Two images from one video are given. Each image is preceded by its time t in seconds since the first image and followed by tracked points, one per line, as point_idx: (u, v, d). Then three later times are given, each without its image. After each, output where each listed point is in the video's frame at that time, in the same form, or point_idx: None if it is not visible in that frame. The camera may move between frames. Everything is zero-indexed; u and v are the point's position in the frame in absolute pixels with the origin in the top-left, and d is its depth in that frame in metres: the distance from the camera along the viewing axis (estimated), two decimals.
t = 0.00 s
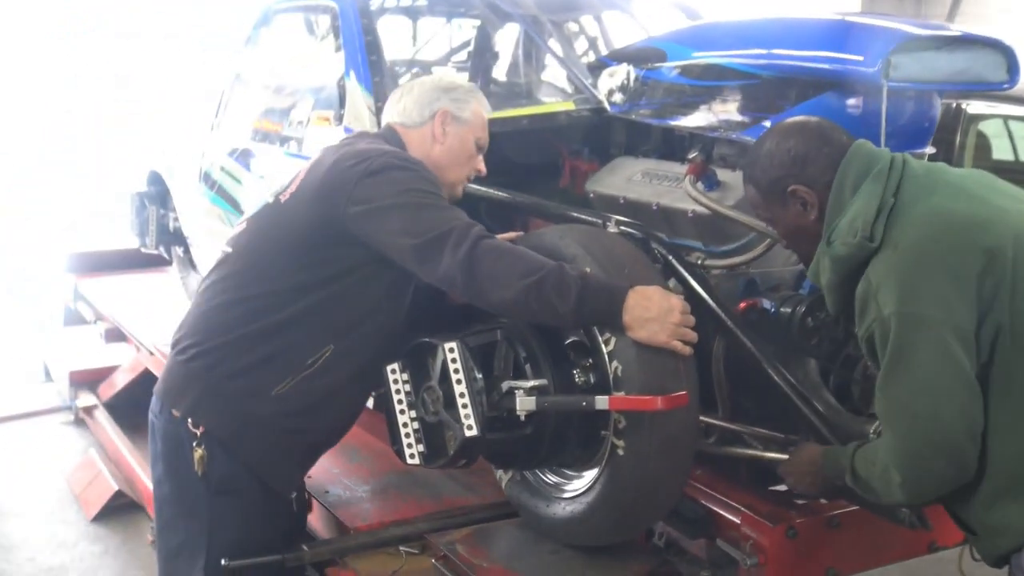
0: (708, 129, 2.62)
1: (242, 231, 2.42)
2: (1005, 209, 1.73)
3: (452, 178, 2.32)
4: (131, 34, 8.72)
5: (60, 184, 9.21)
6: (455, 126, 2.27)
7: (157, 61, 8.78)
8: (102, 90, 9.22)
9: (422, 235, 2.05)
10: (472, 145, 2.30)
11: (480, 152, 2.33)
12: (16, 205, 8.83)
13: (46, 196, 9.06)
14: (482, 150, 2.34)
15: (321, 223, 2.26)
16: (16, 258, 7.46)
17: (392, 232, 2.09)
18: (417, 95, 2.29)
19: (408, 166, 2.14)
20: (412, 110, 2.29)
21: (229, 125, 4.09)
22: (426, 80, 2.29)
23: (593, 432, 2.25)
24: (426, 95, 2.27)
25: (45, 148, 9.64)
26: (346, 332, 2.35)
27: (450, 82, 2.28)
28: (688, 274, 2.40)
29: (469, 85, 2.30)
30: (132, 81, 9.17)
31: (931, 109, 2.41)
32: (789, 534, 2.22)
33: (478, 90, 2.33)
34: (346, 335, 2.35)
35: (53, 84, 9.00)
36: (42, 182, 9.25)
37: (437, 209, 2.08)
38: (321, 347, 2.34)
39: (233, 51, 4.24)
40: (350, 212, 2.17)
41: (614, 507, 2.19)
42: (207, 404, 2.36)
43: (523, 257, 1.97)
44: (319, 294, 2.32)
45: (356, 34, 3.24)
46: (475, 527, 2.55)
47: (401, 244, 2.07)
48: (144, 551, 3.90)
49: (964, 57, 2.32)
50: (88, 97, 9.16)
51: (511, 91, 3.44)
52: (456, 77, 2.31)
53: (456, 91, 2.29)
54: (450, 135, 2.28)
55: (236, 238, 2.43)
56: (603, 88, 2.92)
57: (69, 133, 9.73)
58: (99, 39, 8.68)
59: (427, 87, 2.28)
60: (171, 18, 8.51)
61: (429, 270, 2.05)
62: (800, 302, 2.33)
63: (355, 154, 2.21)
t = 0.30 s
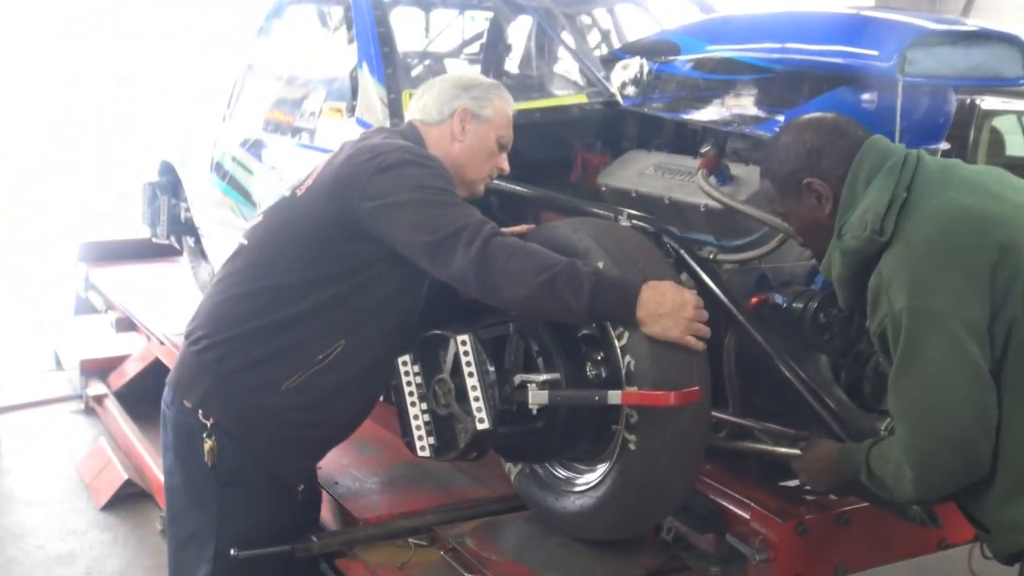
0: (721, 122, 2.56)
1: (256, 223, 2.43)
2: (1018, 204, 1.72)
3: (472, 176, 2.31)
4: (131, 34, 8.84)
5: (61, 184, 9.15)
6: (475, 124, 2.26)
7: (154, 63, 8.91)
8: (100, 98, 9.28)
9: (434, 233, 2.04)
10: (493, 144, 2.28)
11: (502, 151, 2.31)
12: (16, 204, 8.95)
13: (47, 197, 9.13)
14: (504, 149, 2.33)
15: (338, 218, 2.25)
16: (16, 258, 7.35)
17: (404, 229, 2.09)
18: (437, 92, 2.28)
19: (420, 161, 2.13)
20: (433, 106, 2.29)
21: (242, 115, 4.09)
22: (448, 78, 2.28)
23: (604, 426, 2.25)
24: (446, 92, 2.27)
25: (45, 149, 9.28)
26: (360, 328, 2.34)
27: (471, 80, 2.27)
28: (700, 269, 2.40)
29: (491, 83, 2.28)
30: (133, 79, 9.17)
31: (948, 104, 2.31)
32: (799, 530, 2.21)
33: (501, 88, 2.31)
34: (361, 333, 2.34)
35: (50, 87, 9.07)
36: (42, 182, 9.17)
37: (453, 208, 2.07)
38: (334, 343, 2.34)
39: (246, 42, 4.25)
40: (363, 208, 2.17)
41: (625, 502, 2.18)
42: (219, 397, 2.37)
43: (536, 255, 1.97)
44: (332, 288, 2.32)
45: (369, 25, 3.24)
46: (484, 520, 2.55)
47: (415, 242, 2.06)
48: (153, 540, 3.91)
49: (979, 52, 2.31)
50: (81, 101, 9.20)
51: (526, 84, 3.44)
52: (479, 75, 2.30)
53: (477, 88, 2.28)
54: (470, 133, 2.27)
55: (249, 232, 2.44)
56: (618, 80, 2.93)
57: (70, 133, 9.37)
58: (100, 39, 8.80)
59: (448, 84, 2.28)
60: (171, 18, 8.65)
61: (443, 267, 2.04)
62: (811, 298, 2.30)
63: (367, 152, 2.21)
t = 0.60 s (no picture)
0: (733, 118, 2.57)
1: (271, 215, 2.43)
2: None
3: (488, 176, 2.31)
4: (131, 34, 8.87)
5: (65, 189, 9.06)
6: (494, 125, 2.26)
7: (155, 62, 8.96)
8: (99, 98, 9.30)
9: (447, 227, 2.04)
10: (510, 145, 2.28)
11: (518, 152, 2.31)
12: (17, 205, 8.88)
13: (47, 197, 9.08)
14: (521, 150, 2.33)
15: (355, 213, 2.27)
16: (16, 257, 7.31)
17: (418, 223, 2.09)
18: (457, 93, 2.29)
19: (434, 155, 2.13)
20: (452, 106, 2.29)
21: (252, 107, 4.10)
22: (468, 79, 2.29)
23: (613, 421, 2.25)
24: (466, 93, 2.28)
25: (45, 149, 9.20)
26: (370, 323, 2.35)
27: (491, 81, 2.28)
28: (710, 264, 2.38)
29: (511, 85, 2.29)
30: (134, 77, 9.18)
31: (959, 100, 2.27)
32: (807, 527, 2.21)
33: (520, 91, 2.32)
34: (373, 329, 2.35)
35: (51, 86, 9.08)
36: (42, 183, 9.11)
37: (468, 204, 2.07)
38: (347, 338, 2.34)
39: (257, 36, 4.25)
40: (379, 202, 2.18)
41: (633, 497, 2.18)
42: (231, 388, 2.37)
43: (549, 250, 1.97)
44: (347, 282, 2.33)
45: (379, 19, 3.23)
46: (491, 514, 2.55)
47: (428, 236, 2.07)
48: (161, 533, 3.92)
49: (991, 48, 2.34)
50: (83, 99, 9.20)
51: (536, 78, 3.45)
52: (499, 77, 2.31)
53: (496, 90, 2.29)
54: (488, 134, 2.27)
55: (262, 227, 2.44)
56: (628, 76, 2.92)
57: (70, 133, 9.33)
58: (100, 39, 8.83)
59: (469, 85, 2.29)
60: (170, 18, 8.74)
61: (454, 261, 2.04)
62: (821, 295, 2.29)
63: (381, 148, 2.22)
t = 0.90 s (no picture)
0: (742, 115, 2.58)
1: (279, 214, 2.44)
2: None
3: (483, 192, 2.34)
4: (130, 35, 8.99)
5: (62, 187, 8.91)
6: (514, 160, 2.27)
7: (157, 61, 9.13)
8: (99, 98, 9.30)
9: (459, 227, 2.05)
10: (516, 176, 2.32)
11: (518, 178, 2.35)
12: (16, 204, 8.60)
13: (47, 197, 8.82)
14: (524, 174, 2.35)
15: (360, 217, 2.28)
16: (17, 258, 7.30)
17: (427, 224, 2.09)
18: (496, 114, 2.23)
19: (443, 156, 2.13)
20: (484, 125, 2.24)
21: (261, 102, 4.11)
22: (514, 105, 2.23)
23: (621, 419, 2.25)
24: (507, 120, 2.22)
25: (46, 149, 9.02)
26: (380, 319, 2.35)
27: (533, 116, 2.24)
28: (718, 261, 2.39)
29: (548, 122, 2.27)
30: (134, 77, 9.24)
31: (970, 96, 2.25)
32: (814, 524, 2.20)
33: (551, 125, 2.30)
34: (384, 325, 2.35)
35: (50, 86, 9.06)
36: (42, 183, 8.87)
37: (476, 205, 2.07)
38: (354, 340, 2.35)
39: (266, 31, 4.27)
40: (388, 204, 2.18)
41: (640, 493, 2.18)
42: (246, 385, 2.39)
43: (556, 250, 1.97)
44: (353, 284, 2.33)
45: (388, 14, 3.24)
46: (498, 510, 2.55)
47: (438, 238, 2.07)
48: (168, 526, 3.93)
49: (1003, 44, 2.29)
50: (82, 99, 9.17)
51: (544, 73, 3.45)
52: (541, 108, 2.27)
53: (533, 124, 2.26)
54: (506, 165, 2.27)
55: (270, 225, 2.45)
56: (639, 72, 2.96)
57: (70, 132, 9.24)
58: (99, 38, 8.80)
59: (513, 112, 2.22)
60: (170, 18, 8.94)
61: (463, 262, 2.04)
62: (830, 292, 2.29)
63: (391, 146, 2.23)
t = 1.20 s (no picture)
0: (750, 110, 2.57)
1: (276, 214, 2.44)
2: None
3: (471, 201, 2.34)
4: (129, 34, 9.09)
5: (59, 184, 8.71)
6: (512, 179, 2.28)
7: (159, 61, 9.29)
8: (99, 97, 9.28)
9: (457, 231, 2.04)
10: (509, 191, 2.33)
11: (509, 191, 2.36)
12: (17, 204, 8.28)
13: (46, 197, 8.49)
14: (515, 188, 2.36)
15: (354, 215, 2.26)
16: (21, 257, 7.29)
17: (424, 228, 2.09)
18: (505, 131, 2.22)
19: (435, 159, 2.13)
20: (491, 140, 2.23)
21: (268, 97, 4.11)
22: (526, 126, 2.23)
23: (627, 414, 2.24)
24: (516, 140, 2.22)
25: (45, 148, 8.74)
26: (386, 312, 2.35)
27: (541, 139, 2.25)
28: (726, 257, 2.38)
29: (553, 144, 2.28)
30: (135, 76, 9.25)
31: (978, 92, 2.26)
32: (821, 520, 2.20)
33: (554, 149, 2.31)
34: (390, 318, 2.36)
35: (51, 85, 9.03)
36: (41, 182, 8.56)
37: (472, 205, 2.07)
38: (352, 342, 2.35)
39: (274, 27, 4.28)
40: (382, 206, 2.17)
41: (646, 488, 2.18)
42: (248, 385, 2.38)
43: (557, 253, 1.97)
44: (355, 283, 2.33)
45: (394, 10, 3.24)
46: (504, 505, 2.55)
47: (436, 243, 2.06)
48: (175, 520, 3.93)
49: (1011, 39, 2.29)
50: (83, 100, 9.14)
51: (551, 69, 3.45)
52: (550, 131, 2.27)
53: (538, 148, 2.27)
54: (504, 182, 2.28)
55: (269, 224, 2.45)
56: (645, 67, 2.96)
57: (70, 133, 9.01)
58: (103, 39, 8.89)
59: (523, 134, 2.23)
60: (171, 18, 9.15)
61: (463, 265, 2.04)
62: (837, 287, 2.29)
63: (383, 146, 2.22)
